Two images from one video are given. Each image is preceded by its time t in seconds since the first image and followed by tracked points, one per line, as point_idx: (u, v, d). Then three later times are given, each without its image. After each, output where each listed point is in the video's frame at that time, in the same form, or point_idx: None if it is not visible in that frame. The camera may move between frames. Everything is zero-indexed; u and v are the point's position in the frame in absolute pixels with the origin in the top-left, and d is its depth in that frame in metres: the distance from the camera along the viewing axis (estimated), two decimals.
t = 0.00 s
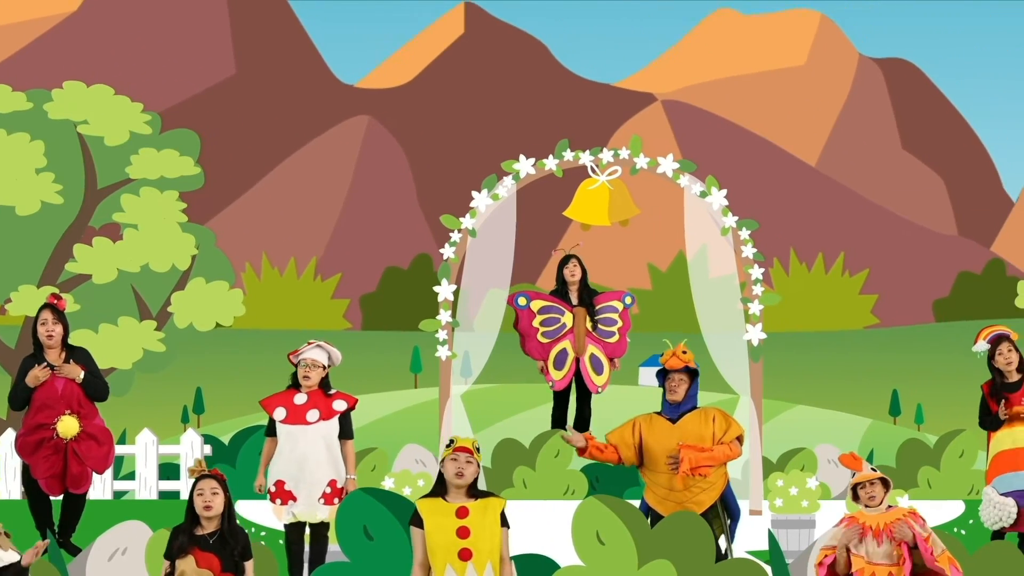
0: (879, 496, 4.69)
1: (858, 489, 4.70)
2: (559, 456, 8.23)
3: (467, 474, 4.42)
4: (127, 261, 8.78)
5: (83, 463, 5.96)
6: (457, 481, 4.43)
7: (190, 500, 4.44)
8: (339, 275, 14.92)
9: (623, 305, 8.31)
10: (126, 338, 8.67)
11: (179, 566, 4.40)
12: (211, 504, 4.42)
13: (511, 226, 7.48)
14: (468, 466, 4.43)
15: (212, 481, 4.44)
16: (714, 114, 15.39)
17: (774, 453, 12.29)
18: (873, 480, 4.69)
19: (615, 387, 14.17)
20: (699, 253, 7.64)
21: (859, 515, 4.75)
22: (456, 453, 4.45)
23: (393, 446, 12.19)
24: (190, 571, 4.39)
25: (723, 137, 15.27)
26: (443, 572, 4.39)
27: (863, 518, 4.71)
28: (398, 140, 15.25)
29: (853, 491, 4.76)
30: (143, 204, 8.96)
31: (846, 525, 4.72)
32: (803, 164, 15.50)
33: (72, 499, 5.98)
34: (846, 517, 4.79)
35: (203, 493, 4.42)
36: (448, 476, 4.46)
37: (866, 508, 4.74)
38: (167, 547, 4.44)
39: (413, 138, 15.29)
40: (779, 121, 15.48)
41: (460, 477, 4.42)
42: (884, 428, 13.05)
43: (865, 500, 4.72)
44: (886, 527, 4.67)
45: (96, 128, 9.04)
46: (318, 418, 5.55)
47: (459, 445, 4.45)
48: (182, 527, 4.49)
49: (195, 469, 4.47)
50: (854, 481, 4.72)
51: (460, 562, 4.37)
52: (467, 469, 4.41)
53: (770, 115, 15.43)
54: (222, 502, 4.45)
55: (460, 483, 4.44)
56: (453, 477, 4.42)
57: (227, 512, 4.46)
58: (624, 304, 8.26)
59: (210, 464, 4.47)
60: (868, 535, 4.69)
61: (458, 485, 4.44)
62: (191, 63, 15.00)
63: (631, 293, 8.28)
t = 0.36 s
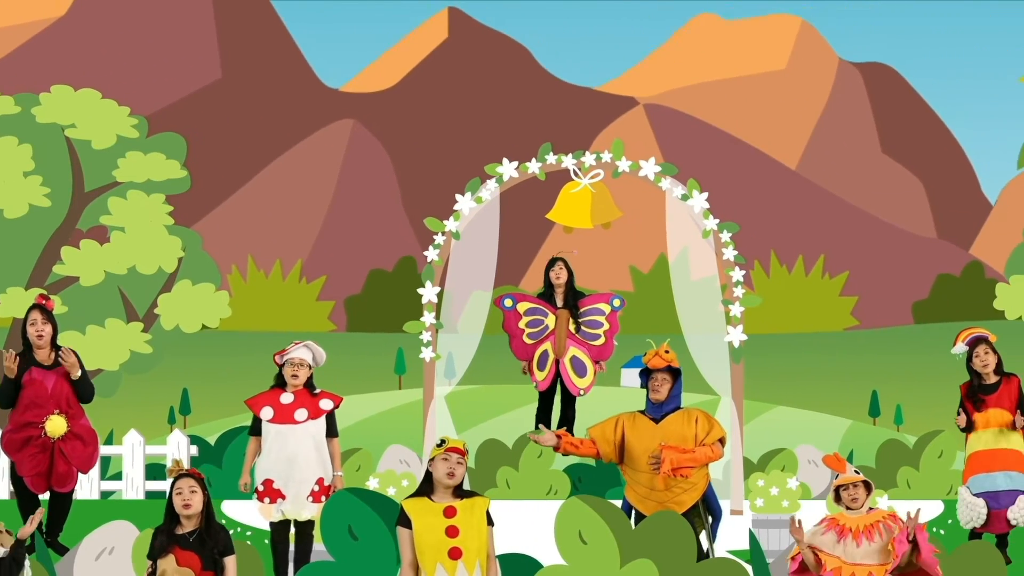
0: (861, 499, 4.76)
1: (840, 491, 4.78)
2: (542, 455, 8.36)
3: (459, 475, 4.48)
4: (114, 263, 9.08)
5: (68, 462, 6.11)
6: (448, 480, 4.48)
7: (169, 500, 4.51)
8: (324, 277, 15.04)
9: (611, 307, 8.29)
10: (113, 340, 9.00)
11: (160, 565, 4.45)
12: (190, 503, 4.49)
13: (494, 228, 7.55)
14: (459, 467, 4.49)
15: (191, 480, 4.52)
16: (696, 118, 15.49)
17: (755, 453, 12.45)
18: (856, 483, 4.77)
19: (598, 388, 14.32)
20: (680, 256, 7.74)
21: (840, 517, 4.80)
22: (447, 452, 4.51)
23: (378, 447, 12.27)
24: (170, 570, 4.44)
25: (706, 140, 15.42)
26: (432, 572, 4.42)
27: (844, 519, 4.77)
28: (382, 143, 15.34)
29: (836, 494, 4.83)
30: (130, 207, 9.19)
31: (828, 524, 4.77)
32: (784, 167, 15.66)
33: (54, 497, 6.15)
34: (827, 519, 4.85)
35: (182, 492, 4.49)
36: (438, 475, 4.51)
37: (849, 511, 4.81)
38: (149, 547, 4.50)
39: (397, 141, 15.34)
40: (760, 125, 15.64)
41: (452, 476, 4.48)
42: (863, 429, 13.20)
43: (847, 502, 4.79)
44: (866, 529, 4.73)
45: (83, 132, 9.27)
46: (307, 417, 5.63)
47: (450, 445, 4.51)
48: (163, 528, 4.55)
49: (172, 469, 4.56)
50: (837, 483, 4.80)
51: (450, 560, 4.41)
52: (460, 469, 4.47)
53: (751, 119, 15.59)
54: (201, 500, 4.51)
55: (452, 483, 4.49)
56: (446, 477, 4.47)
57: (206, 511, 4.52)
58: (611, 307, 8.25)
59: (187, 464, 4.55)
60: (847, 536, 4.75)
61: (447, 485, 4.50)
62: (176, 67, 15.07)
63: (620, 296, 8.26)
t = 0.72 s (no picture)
0: (838, 494, 4.82)
1: (818, 486, 4.82)
2: (525, 455, 8.41)
3: (443, 476, 4.52)
4: (101, 265, 9.14)
5: (50, 465, 6.16)
6: (432, 482, 4.51)
7: (161, 500, 4.54)
8: (309, 280, 15.17)
9: (593, 311, 8.39)
10: (100, 342, 9.01)
11: (156, 565, 4.51)
12: (182, 501, 4.53)
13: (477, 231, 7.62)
14: (444, 469, 4.51)
15: (182, 479, 4.56)
16: (676, 122, 15.73)
17: (736, 453, 12.59)
18: (833, 478, 4.82)
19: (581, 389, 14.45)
20: (662, 258, 7.83)
21: (815, 513, 4.85)
22: (432, 454, 4.54)
23: (363, 447, 12.35)
24: (168, 569, 4.51)
25: (690, 145, 15.73)
26: (420, 572, 4.45)
27: (819, 515, 4.82)
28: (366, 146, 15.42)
29: (813, 489, 4.90)
30: (116, 209, 9.30)
31: (802, 519, 4.82)
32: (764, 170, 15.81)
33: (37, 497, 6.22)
34: (802, 513, 4.90)
35: (174, 492, 4.53)
36: (422, 476, 4.54)
37: (824, 506, 4.86)
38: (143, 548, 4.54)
39: (381, 144, 15.42)
40: (741, 129, 15.82)
41: (435, 478, 4.52)
42: (843, 428, 13.35)
43: (824, 497, 4.84)
44: (841, 524, 4.78)
45: (70, 135, 9.33)
46: (294, 419, 5.72)
47: (436, 447, 4.55)
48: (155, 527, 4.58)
49: (161, 469, 4.58)
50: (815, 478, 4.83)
51: (437, 561, 4.44)
52: (444, 471, 4.50)
53: (731, 123, 15.76)
54: (192, 498, 4.56)
55: (435, 485, 4.53)
56: (430, 479, 4.51)
57: (198, 508, 4.58)
58: (593, 311, 8.35)
59: (176, 463, 4.58)
60: (821, 532, 4.80)
61: (431, 486, 4.53)
62: (161, 70, 15.15)
63: (602, 300, 8.36)
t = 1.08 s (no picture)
0: (812, 497, 4.84)
1: (791, 488, 4.84)
2: (508, 456, 8.55)
3: (429, 476, 4.56)
4: (88, 267, 9.39)
5: (33, 465, 6.21)
6: (418, 482, 4.56)
7: (162, 501, 4.60)
8: (294, 281, 15.30)
9: (573, 312, 8.51)
10: (87, 342, 9.32)
11: (160, 566, 4.56)
12: (185, 501, 4.61)
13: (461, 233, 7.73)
14: (430, 469, 4.57)
15: (182, 479, 4.64)
16: (656, 126, 15.91)
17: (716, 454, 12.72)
18: (807, 482, 4.84)
19: (564, 390, 14.55)
20: (643, 260, 7.93)
21: (787, 515, 4.89)
22: (418, 454, 4.58)
23: (346, 449, 12.42)
24: (173, 569, 4.57)
25: (670, 149, 15.85)
26: (404, 571, 4.48)
27: (792, 518, 4.85)
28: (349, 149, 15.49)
29: (786, 491, 4.91)
30: (103, 212, 9.51)
31: (774, 522, 4.85)
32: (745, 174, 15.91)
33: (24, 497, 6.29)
34: (775, 516, 4.93)
35: (176, 492, 4.60)
36: (409, 476, 4.59)
37: (797, 509, 4.89)
38: (144, 549, 4.59)
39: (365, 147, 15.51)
40: (721, 132, 16.00)
41: (422, 478, 4.56)
42: (822, 430, 13.49)
43: (796, 500, 4.87)
44: (814, 528, 4.81)
45: (58, 139, 9.50)
46: (280, 419, 5.80)
47: (422, 447, 4.59)
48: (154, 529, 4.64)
49: (160, 472, 4.65)
50: (789, 481, 4.86)
51: (421, 561, 4.47)
52: (430, 471, 4.55)
53: (711, 127, 15.94)
54: (194, 498, 4.64)
55: (422, 485, 4.57)
56: (416, 478, 4.55)
57: (197, 508, 4.66)
58: (574, 312, 8.47)
59: (175, 464, 4.66)
60: (795, 535, 4.83)
61: (418, 486, 4.57)
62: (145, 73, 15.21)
63: (581, 301, 8.49)
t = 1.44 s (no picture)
0: (787, 496, 4.78)
1: (768, 486, 4.78)
2: (491, 457, 8.63)
3: (417, 476, 4.60)
4: (75, 270, 9.46)
5: (19, 467, 6.27)
6: (406, 483, 4.59)
7: (155, 501, 4.66)
8: (279, 283, 15.40)
9: (551, 314, 8.56)
10: (74, 344, 9.36)
11: (157, 564, 4.63)
12: (176, 500, 4.67)
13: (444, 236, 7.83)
14: (418, 469, 4.60)
15: (173, 480, 4.70)
16: (639, 129, 16.06)
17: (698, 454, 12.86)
18: (784, 479, 4.78)
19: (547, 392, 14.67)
20: (625, 263, 8.03)
21: (763, 513, 4.82)
22: (404, 455, 4.60)
23: (332, 449, 12.48)
24: (170, 568, 4.64)
25: (653, 152, 16.00)
26: (393, 569, 4.55)
27: (768, 516, 4.79)
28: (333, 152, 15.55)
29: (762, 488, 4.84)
30: (90, 215, 9.55)
31: (751, 520, 4.79)
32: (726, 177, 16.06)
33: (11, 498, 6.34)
34: (751, 514, 4.87)
35: (170, 492, 4.66)
36: (396, 477, 4.62)
37: (774, 506, 4.83)
38: (138, 548, 4.63)
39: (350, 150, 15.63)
40: (703, 136, 16.17)
41: (410, 479, 4.59)
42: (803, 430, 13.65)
43: (773, 498, 4.80)
44: (790, 526, 4.76)
45: (45, 143, 9.53)
46: (263, 420, 5.87)
47: (406, 448, 4.60)
48: (146, 528, 4.69)
49: (150, 471, 4.69)
50: (766, 478, 4.80)
51: (410, 560, 4.54)
52: (417, 471, 4.58)
53: (694, 131, 16.10)
54: (185, 497, 4.71)
55: (410, 485, 4.60)
56: (403, 479, 4.59)
57: (190, 507, 4.74)
58: (552, 315, 8.52)
59: (164, 466, 4.72)
60: (771, 532, 4.77)
61: (407, 487, 4.61)
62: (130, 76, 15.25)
63: (560, 304, 8.54)
